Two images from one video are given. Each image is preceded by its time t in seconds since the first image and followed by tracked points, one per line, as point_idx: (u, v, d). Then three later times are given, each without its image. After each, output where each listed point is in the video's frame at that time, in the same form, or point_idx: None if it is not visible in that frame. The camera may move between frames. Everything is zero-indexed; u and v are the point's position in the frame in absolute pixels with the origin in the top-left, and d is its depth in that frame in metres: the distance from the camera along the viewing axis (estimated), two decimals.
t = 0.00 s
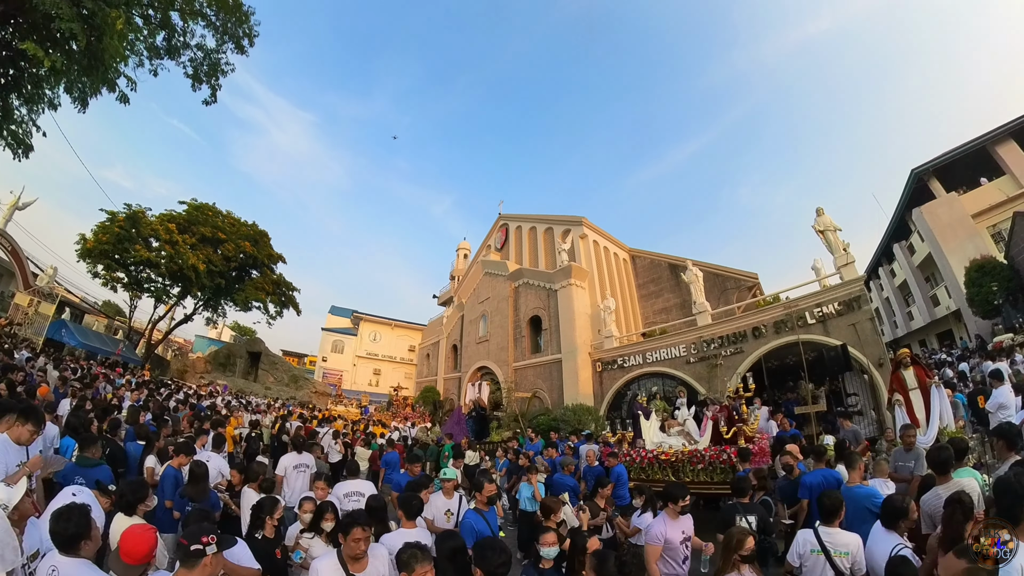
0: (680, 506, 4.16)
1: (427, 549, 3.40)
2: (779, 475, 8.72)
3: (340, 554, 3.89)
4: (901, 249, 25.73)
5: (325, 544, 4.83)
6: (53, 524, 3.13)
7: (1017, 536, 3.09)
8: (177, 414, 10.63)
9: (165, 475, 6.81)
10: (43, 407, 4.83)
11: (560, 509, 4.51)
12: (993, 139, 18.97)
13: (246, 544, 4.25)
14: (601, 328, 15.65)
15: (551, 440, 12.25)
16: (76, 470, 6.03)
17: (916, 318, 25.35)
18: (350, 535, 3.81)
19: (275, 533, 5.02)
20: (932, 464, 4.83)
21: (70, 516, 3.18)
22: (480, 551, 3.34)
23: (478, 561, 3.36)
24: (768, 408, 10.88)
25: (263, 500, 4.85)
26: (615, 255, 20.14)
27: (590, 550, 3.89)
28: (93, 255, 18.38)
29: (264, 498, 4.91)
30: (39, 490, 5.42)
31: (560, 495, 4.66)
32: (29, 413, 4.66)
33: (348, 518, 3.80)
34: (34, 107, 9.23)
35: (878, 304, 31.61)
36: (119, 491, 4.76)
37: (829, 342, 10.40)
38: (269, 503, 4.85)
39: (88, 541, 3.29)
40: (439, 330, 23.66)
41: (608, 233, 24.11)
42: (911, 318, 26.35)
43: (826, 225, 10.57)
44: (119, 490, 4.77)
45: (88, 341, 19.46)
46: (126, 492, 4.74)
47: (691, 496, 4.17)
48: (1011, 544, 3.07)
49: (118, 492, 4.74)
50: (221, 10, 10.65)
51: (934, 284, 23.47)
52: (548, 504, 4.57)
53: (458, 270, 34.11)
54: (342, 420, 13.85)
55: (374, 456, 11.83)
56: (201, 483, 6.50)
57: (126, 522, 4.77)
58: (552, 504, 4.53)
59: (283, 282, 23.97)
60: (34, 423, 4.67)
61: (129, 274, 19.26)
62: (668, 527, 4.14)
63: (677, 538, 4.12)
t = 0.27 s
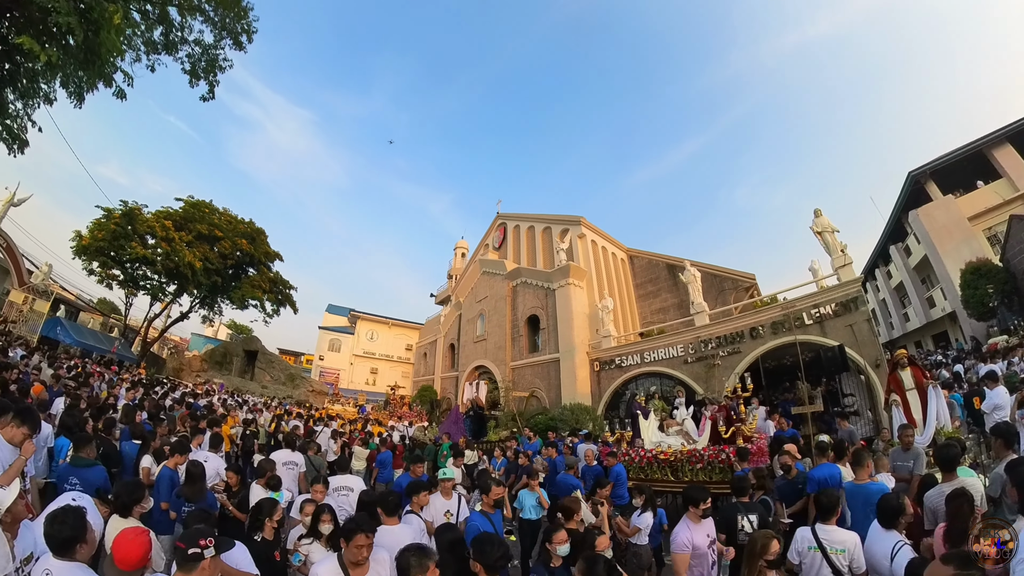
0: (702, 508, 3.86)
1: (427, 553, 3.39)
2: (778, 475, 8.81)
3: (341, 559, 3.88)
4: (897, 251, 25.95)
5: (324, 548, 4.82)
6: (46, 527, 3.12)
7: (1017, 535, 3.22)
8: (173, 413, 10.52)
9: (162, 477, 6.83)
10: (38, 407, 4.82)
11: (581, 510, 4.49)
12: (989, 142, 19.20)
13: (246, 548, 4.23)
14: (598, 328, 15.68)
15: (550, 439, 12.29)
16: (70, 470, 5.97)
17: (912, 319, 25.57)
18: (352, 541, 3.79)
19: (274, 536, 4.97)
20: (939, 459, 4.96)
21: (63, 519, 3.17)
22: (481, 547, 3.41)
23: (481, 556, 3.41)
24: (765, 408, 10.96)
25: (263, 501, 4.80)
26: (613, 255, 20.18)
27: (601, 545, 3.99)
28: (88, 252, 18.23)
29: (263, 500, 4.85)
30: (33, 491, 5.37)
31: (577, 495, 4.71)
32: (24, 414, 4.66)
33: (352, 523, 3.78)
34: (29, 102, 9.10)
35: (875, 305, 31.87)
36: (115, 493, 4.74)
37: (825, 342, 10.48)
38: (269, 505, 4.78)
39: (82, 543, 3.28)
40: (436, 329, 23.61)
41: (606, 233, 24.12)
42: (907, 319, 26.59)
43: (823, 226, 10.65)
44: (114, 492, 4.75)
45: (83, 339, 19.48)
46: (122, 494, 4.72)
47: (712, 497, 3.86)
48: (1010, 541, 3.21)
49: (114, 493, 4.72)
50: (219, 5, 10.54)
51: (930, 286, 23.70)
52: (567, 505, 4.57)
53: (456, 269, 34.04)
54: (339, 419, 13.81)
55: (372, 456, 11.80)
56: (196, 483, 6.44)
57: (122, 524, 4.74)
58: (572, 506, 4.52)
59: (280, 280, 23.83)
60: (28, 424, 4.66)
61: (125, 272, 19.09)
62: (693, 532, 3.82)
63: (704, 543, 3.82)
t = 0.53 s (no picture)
0: (724, 508, 3.87)
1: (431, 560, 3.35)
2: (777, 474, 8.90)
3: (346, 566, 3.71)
4: (893, 253, 26.24)
5: (325, 557, 4.71)
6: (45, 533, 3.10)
7: (1014, 535, 3.45)
8: (169, 412, 10.38)
9: (160, 479, 6.80)
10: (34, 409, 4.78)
11: (599, 509, 4.52)
12: (987, 146, 19.50)
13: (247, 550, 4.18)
14: (597, 327, 15.72)
15: (548, 439, 12.33)
16: (66, 472, 5.80)
17: (908, 321, 25.86)
18: (359, 546, 3.61)
19: (274, 538, 4.95)
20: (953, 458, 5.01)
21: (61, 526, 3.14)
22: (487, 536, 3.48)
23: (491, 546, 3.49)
24: (763, 408, 11.06)
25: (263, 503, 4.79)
26: (611, 254, 20.22)
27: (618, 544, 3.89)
28: (84, 249, 17.95)
29: (263, 502, 4.83)
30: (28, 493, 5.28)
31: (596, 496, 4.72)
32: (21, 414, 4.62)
33: (358, 527, 3.60)
34: (25, 96, 8.94)
35: (871, 306, 32.20)
36: (111, 495, 4.65)
37: (823, 343, 10.59)
38: (270, 508, 4.76)
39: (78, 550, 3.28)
40: (434, 328, 23.55)
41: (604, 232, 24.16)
42: (903, 321, 26.90)
43: (822, 228, 10.74)
44: (110, 495, 4.67)
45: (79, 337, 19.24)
46: (119, 497, 4.63)
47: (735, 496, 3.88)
48: (1010, 543, 3.42)
49: (111, 496, 4.63)
50: None
51: (926, 288, 23.99)
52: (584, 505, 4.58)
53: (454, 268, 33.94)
54: (337, 418, 13.74)
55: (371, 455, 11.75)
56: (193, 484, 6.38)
57: (119, 527, 4.65)
58: (591, 506, 4.56)
59: (277, 278, 23.62)
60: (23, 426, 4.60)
61: (121, 269, 18.87)
62: (713, 532, 3.81)
63: (724, 544, 3.81)
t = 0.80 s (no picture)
0: (746, 508, 3.89)
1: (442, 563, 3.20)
2: (776, 473, 8.99)
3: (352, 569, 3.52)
4: (890, 255, 26.52)
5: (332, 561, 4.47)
6: (41, 542, 3.06)
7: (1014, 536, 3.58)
8: (166, 411, 10.24)
9: (159, 481, 6.77)
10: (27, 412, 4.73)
11: (616, 508, 4.57)
12: (983, 150, 19.77)
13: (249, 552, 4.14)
14: (595, 327, 15.75)
15: (547, 438, 12.37)
16: (63, 473, 5.68)
17: (904, 322, 26.15)
18: (370, 548, 3.47)
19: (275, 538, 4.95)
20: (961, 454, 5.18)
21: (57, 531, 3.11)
22: (481, 533, 3.54)
23: (485, 543, 3.53)
24: (761, 408, 11.16)
25: (264, 502, 4.78)
26: (609, 254, 20.26)
27: (633, 539, 3.87)
28: (80, 246, 17.70)
29: (262, 501, 4.80)
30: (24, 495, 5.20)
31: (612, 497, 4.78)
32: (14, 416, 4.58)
33: (368, 526, 3.45)
34: (20, 91, 8.78)
35: (867, 308, 32.53)
36: (107, 499, 4.57)
37: (821, 343, 10.70)
38: (269, 507, 4.74)
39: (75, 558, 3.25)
40: (432, 327, 23.49)
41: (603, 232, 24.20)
42: (899, 322, 27.19)
43: (820, 229, 10.83)
44: (106, 499, 4.59)
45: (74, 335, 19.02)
46: (116, 500, 4.56)
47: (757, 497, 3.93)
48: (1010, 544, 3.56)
49: (107, 501, 4.55)
50: None
51: (922, 290, 24.27)
52: (602, 504, 4.65)
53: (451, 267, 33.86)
54: (335, 417, 13.67)
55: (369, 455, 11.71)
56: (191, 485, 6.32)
57: (117, 532, 4.57)
58: (607, 504, 4.63)
59: (274, 277, 23.43)
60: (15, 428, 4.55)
61: (117, 266, 18.67)
62: (735, 533, 3.82)
63: (745, 545, 3.82)
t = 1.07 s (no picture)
0: (759, 510, 3.93)
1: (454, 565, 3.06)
2: (773, 472, 9.08)
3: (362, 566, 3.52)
4: (887, 256, 26.75)
5: (339, 561, 4.37)
6: (39, 544, 3.10)
7: (1014, 536, 3.52)
8: (163, 410, 10.17)
9: (155, 481, 6.81)
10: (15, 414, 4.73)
11: (629, 509, 4.70)
12: (979, 153, 19.99)
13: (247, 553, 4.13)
14: (592, 326, 15.79)
15: (545, 437, 12.42)
16: (57, 474, 5.62)
17: (900, 323, 26.39)
18: (382, 544, 3.49)
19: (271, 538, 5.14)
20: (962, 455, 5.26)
21: (52, 534, 3.16)
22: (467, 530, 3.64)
23: (471, 544, 3.64)
24: (757, 408, 11.24)
25: (260, 502, 4.95)
26: (607, 254, 20.30)
27: (649, 541, 3.92)
28: (75, 243, 17.53)
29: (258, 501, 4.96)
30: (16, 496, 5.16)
31: (626, 494, 4.89)
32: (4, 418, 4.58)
33: (378, 524, 3.47)
34: (16, 86, 8.68)
35: (864, 309, 32.79)
36: (103, 502, 4.55)
37: (818, 344, 10.79)
38: (265, 506, 4.91)
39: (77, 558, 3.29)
40: (429, 325, 23.46)
41: (601, 232, 24.23)
42: (895, 323, 27.45)
43: (817, 230, 10.90)
44: (102, 501, 4.57)
45: (69, 332, 18.83)
46: (110, 502, 4.52)
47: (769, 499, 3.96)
48: (1011, 545, 3.49)
49: (103, 503, 4.54)
50: None
51: (918, 292, 24.50)
52: (616, 505, 4.78)
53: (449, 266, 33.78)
54: (332, 416, 13.63)
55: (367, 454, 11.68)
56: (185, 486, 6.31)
57: (114, 536, 4.56)
58: (620, 503, 4.75)
59: (271, 275, 23.29)
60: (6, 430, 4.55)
61: (113, 263, 18.52)
62: (749, 535, 3.86)
63: (758, 547, 3.87)
